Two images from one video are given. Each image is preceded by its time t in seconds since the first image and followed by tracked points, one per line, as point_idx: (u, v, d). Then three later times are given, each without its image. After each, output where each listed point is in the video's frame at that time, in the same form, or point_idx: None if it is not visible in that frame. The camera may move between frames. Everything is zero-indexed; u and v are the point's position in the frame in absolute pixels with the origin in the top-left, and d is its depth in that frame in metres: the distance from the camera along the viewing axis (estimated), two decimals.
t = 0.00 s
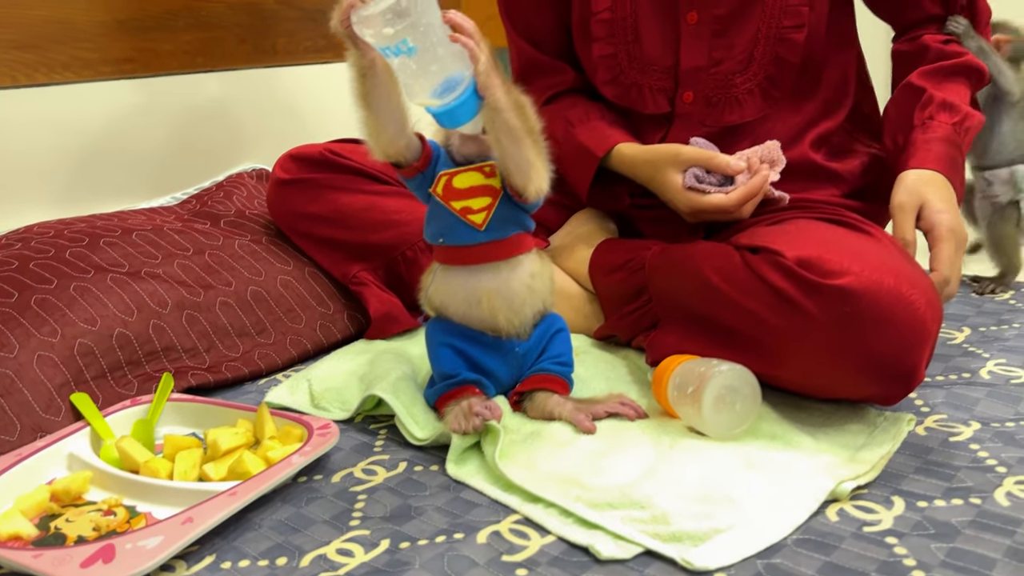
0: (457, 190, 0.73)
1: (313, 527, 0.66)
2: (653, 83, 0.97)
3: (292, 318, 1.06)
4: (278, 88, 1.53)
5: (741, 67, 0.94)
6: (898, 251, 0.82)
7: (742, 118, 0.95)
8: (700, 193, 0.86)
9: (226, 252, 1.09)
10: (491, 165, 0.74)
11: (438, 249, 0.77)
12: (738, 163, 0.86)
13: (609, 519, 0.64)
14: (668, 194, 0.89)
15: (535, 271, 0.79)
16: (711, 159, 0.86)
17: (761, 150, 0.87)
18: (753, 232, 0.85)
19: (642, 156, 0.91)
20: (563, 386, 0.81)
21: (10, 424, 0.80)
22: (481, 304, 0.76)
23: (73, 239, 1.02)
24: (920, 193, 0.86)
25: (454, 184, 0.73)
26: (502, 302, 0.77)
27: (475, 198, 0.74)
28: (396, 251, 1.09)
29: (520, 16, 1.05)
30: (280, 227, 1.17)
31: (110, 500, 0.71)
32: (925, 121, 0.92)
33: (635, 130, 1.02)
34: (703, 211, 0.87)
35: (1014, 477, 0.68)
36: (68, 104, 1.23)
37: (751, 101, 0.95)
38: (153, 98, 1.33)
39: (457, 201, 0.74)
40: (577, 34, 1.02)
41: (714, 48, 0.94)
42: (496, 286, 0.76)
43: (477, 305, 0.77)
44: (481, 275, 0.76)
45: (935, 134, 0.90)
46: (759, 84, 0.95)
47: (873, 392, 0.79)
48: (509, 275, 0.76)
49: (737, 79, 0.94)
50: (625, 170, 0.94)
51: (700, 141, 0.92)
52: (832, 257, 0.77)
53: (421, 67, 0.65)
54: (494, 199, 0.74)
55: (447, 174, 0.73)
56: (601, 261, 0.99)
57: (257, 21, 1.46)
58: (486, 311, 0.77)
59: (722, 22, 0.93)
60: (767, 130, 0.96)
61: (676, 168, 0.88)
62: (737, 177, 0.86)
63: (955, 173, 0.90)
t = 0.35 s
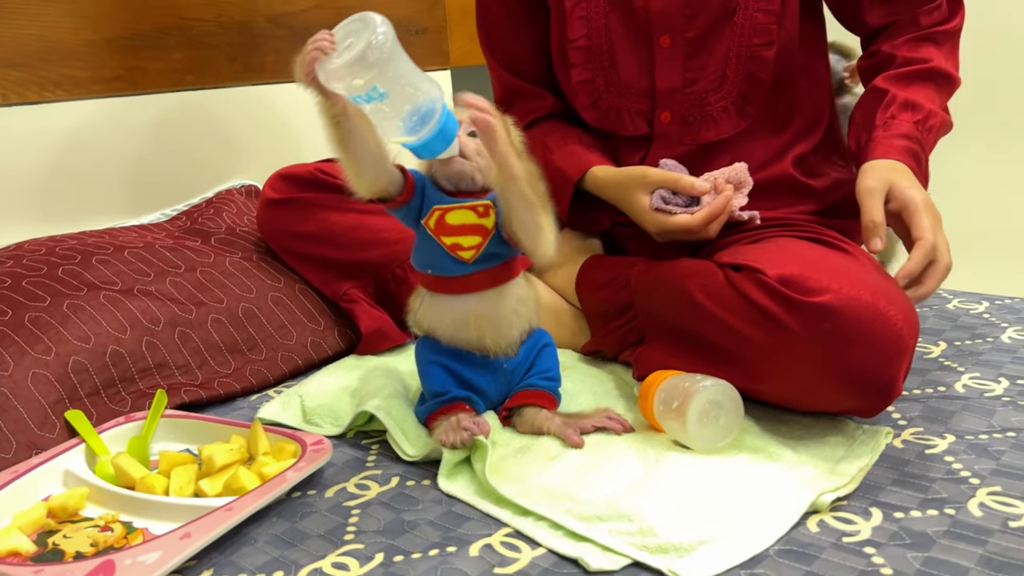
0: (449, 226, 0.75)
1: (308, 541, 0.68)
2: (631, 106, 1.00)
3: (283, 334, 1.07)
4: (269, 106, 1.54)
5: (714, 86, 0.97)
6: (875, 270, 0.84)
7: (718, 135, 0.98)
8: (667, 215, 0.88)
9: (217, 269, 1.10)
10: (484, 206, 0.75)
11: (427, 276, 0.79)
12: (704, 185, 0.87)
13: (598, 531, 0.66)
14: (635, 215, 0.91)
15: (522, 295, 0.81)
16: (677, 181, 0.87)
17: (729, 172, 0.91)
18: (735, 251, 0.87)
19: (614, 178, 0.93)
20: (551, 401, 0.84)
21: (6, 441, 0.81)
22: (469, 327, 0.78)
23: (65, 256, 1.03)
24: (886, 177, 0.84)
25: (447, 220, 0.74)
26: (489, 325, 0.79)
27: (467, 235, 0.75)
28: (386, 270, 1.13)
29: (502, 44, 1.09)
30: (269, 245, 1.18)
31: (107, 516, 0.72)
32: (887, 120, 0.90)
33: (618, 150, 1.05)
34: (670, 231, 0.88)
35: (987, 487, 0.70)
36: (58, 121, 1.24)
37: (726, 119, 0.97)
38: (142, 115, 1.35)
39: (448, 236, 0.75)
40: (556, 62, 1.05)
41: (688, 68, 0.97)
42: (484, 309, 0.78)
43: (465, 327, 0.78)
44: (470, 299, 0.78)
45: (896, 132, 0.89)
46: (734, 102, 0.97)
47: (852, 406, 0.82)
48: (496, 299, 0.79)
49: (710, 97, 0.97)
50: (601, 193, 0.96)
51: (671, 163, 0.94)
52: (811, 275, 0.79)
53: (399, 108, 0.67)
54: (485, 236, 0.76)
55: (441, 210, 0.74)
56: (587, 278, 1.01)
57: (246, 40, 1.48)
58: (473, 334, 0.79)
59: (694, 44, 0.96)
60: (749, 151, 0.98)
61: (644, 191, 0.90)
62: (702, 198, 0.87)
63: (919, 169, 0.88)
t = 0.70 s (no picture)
0: (487, 249, 0.77)
1: (326, 548, 0.69)
2: (626, 120, 1.01)
3: (290, 346, 1.09)
4: (271, 120, 1.56)
5: (710, 91, 0.98)
6: (871, 283, 0.87)
7: (715, 136, 0.99)
8: (644, 236, 0.90)
9: (223, 282, 1.11)
10: (518, 228, 0.78)
11: (451, 292, 0.81)
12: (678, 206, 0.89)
13: (609, 537, 0.68)
14: (616, 237, 0.93)
15: (540, 309, 0.83)
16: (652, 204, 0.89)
17: (706, 194, 0.92)
18: (733, 266, 0.89)
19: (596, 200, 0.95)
20: (560, 411, 0.85)
21: (21, 453, 0.83)
22: (490, 337, 0.80)
23: (73, 270, 1.04)
24: (867, 177, 0.85)
25: (485, 243, 0.77)
26: (509, 336, 0.81)
27: (503, 257, 0.78)
28: (389, 285, 1.14)
29: (495, 61, 1.11)
30: (272, 260, 1.20)
31: (126, 526, 0.74)
32: (874, 124, 0.91)
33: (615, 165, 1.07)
34: (647, 251, 0.91)
35: (982, 492, 0.73)
36: (62, 136, 1.25)
37: (722, 121, 0.99)
38: (144, 129, 1.36)
39: (486, 258, 0.77)
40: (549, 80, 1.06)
41: (683, 77, 0.98)
42: (505, 321, 0.80)
43: (485, 338, 0.80)
44: (493, 312, 0.80)
45: (881, 134, 0.89)
46: (728, 104, 0.98)
47: (851, 416, 0.84)
48: (517, 312, 0.81)
49: (707, 101, 0.98)
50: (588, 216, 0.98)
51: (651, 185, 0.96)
52: (810, 290, 0.82)
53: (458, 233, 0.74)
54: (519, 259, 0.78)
55: (480, 234, 0.77)
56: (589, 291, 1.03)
57: (246, 55, 1.49)
58: (492, 344, 0.81)
59: (690, 56, 0.96)
60: (747, 168, 1.00)
61: (622, 212, 0.93)
62: (676, 220, 0.90)
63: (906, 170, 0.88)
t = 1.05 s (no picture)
0: (486, 267, 0.78)
1: (336, 559, 0.71)
2: (621, 137, 1.03)
3: (292, 359, 1.11)
4: (269, 134, 1.57)
5: (702, 109, 1.00)
6: (862, 297, 0.89)
7: (707, 154, 1.01)
8: (621, 258, 0.93)
9: (226, 296, 1.13)
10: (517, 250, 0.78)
11: (451, 307, 0.82)
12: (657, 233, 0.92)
13: (612, 545, 0.70)
14: (595, 260, 0.96)
15: (542, 326, 0.84)
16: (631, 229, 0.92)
17: (685, 220, 0.94)
18: (727, 279, 0.92)
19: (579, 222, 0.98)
20: (560, 423, 0.88)
21: (32, 466, 0.84)
22: (495, 355, 0.82)
23: (78, 284, 1.06)
24: (865, 268, 0.98)
25: (485, 262, 0.78)
26: (513, 354, 0.82)
27: (502, 275, 0.79)
28: (390, 299, 1.14)
29: (488, 80, 1.11)
30: (273, 274, 1.22)
31: (138, 537, 0.75)
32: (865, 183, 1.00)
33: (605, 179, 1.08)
34: (625, 275, 0.93)
35: (973, 500, 0.75)
36: (64, 152, 1.27)
37: (714, 138, 1.01)
38: (146, 144, 1.38)
39: (484, 275, 0.78)
40: (543, 101, 1.07)
41: (674, 95, 1.00)
42: (510, 339, 0.81)
43: (490, 355, 0.82)
44: (497, 330, 0.81)
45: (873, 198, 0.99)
46: (721, 122, 1.01)
47: (843, 426, 0.86)
48: (520, 330, 0.82)
49: (699, 120, 1.00)
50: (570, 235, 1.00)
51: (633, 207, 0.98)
52: (802, 304, 0.84)
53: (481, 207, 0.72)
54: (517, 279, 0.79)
55: (481, 251, 0.78)
56: (587, 305, 1.06)
57: (245, 71, 1.51)
58: (497, 362, 0.82)
59: (680, 76, 0.99)
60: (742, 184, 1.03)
61: (602, 236, 0.95)
62: (654, 245, 0.92)
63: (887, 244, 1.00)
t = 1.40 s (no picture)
0: (486, 273, 0.79)
1: (345, 566, 0.72)
2: (617, 151, 1.04)
3: (295, 370, 1.12)
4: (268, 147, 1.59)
5: (698, 123, 1.02)
6: (855, 308, 0.91)
7: (702, 168, 1.03)
8: (614, 280, 0.96)
9: (228, 308, 1.14)
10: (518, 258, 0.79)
11: (449, 312, 0.84)
12: (648, 253, 0.96)
13: (616, 551, 0.71)
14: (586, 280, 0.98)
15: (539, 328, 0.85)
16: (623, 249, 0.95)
17: (676, 238, 0.98)
18: (723, 290, 0.93)
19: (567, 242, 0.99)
20: (561, 431, 0.89)
21: (40, 476, 0.85)
22: (491, 355, 0.83)
23: (82, 296, 1.07)
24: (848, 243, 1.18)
25: (485, 267, 0.79)
26: (510, 354, 0.83)
27: (502, 281, 0.80)
28: (391, 310, 1.16)
29: (478, 98, 1.13)
30: (274, 286, 1.23)
31: (147, 546, 0.76)
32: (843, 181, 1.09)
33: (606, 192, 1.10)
34: (617, 296, 0.96)
35: (966, 505, 0.77)
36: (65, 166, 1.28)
37: (708, 152, 1.03)
38: (147, 158, 1.40)
39: (484, 281, 0.79)
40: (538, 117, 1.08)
41: (671, 109, 1.02)
42: (506, 339, 0.83)
43: (487, 356, 0.83)
44: (493, 331, 0.82)
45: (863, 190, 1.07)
46: (715, 136, 1.03)
47: (839, 434, 0.88)
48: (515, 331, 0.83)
49: (694, 134, 1.02)
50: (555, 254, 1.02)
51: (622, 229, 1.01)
52: (798, 314, 0.86)
53: (479, 219, 0.75)
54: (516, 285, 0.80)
55: (481, 257, 0.79)
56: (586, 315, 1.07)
57: (244, 85, 1.52)
58: (494, 362, 0.83)
59: (675, 91, 1.01)
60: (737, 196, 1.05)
61: (593, 256, 0.98)
62: (645, 265, 0.96)
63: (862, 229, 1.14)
